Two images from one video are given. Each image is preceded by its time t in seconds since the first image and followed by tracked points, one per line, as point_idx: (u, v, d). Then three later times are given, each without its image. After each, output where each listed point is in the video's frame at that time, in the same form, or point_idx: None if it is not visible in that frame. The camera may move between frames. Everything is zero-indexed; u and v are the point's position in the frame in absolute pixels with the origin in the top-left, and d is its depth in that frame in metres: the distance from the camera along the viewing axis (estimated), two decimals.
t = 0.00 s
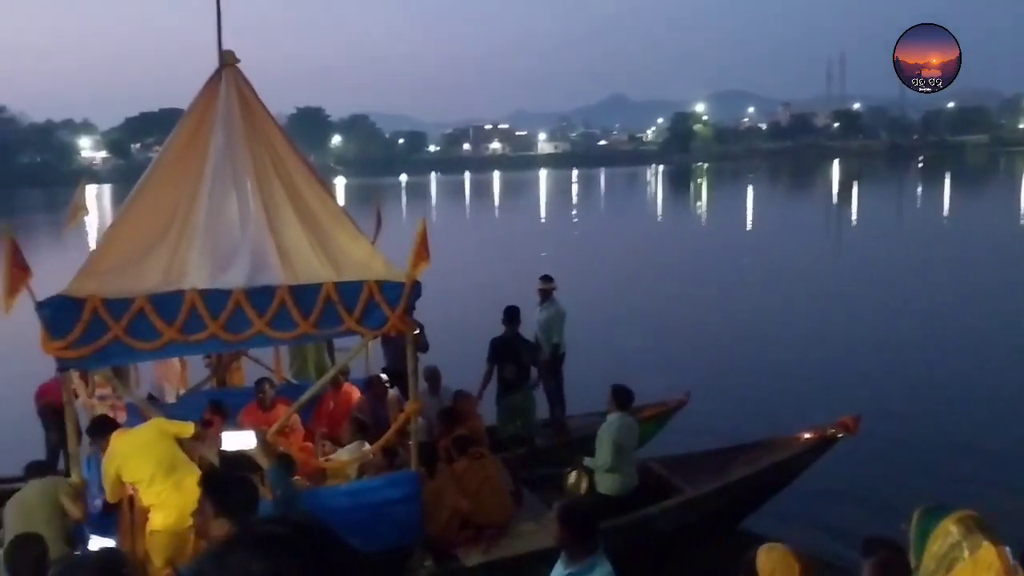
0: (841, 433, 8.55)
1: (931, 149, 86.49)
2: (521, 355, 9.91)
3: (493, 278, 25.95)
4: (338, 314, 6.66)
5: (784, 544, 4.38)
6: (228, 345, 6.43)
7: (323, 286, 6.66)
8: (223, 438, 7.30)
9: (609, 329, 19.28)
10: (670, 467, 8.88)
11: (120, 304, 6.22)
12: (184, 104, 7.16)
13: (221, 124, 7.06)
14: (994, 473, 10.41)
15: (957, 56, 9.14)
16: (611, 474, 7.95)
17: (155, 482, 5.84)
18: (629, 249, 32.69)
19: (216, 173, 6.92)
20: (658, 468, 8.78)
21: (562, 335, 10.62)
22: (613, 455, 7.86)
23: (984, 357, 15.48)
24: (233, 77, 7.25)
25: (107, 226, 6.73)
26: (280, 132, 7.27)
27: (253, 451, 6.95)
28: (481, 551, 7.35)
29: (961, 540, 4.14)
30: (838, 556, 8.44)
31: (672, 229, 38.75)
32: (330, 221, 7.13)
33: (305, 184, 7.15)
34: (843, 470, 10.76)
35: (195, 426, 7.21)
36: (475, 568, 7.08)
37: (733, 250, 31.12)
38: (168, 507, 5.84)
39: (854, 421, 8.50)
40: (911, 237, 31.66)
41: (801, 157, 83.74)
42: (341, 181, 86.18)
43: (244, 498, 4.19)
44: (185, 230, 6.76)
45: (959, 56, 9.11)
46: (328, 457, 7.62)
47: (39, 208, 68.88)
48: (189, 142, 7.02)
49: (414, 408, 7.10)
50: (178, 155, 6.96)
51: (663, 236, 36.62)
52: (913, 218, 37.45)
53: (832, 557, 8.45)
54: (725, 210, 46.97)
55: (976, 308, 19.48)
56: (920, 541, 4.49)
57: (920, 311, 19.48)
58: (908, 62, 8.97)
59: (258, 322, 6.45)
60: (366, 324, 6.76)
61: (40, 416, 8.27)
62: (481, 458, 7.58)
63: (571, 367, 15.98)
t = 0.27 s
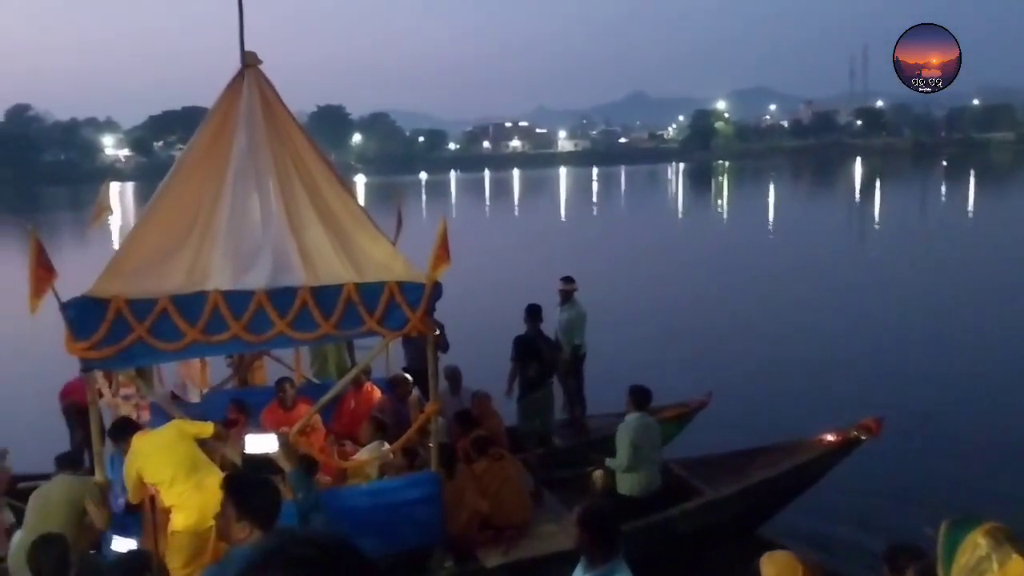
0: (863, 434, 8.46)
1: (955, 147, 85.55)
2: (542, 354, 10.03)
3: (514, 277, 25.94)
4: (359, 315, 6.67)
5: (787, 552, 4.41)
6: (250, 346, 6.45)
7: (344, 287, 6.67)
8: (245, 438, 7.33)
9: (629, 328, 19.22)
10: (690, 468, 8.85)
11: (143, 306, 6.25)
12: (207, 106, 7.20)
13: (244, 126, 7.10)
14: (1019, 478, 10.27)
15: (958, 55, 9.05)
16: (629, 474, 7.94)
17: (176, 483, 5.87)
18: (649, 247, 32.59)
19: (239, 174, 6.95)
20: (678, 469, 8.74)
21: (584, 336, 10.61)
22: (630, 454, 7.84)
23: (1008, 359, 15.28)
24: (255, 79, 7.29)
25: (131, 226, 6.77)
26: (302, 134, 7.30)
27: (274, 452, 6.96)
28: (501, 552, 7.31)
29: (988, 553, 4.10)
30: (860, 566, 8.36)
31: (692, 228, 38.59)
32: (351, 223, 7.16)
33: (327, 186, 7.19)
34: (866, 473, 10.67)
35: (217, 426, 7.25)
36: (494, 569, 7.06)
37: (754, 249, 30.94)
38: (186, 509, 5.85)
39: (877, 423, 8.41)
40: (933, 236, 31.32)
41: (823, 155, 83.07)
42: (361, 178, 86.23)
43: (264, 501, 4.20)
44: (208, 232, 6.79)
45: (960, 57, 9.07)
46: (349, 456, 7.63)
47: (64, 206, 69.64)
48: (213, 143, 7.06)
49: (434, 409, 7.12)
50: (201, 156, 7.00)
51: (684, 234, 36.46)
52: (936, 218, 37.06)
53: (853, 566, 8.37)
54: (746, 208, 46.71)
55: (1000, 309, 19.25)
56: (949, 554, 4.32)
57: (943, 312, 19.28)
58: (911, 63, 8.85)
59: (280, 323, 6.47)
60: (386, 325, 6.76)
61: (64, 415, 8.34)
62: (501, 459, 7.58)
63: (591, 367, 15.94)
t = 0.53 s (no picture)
0: (880, 439, 8.41)
1: (973, 147, 84.84)
2: (559, 349, 10.10)
3: (527, 277, 25.95)
4: (375, 317, 6.69)
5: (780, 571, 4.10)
6: (266, 347, 6.48)
7: (360, 288, 6.68)
8: (260, 439, 7.36)
9: (643, 329, 19.19)
10: (705, 472, 8.82)
11: (161, 306, 6.27)
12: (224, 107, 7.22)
13: (261, 127, 7.12)
14: None
15: (957, 56, 9.14)
16: (639, 479, 7.95)
17: (191, 482, 5.88)
18: (664, 247, 32.53)
19: (256, 174, 6.97)
20: (694, 473, 8.71)
21: (598, 337, 10.63)
22: (640, 460, 7.83)
23: None
24: (272, 80, 7.31)
25: (149, 226, 6.79)
26: (319, 134, 7.33)
27: (291, 453, 6.96)
28: (515, 554, 7.29)
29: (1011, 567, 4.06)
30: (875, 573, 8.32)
31: (707, 227, 38.52)
32: (367, 224, 7.17)
33: (344, 187, 7.21)
34: (881, 478, 10.63)
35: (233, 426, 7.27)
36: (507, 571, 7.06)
37: (769, 249, 30.83)
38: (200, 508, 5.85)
39: (894, 428, 8.36)
40: (951, 238, 31.10)
41: (838, 155, 82.61)
42: (375, 176, 86.40)
43: (279, 502, 4.21)
44: (225, 232, 6.81)
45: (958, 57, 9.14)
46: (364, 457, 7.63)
47: (83, 203, 70.20)
48: (230, 144, 7.09)
49: (450, 410, 7.13)
50: (219, 157, 7.02)
51: (699, 234, 36.38)
52: (954, 219, 36.79)
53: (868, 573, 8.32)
54: (761, 208, 46.59)
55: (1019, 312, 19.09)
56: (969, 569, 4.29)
57: (960, 314, 19.14)
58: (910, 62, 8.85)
59: (297, 323, 6.49)
60: (402, 326, 6.77)
61: (82, 414, 8.40)
62: (516, 461, 7.56)
63: (605, 368, 15.93)
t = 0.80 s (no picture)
0: (898, 437, 8.35)
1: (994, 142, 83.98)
2: (569, 343, 10.32)
3: (544, 272, 25.93)
4: (391, 312, 6.69)
5: None
6: (284, 340, 6.50)
7: (377, 283, 6.68)
8: (277, 432, 7.41)
9: (661, 325, 19.13)
10: (720, 469, 8.79)
11: (180, 299, 6.30)
12: (242, 101, 7.24)
13: (279, 121, 7.13)
14: None
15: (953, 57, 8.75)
16: (650, 476, 7.90)
17: (206, 475, 5.94)
18: (681, 242, 32.41)
19: (274, 168, 6.99)
20: (711, 470, 8.70)
21: (614, 335, 10.57)
22: (651, 457, 7.78)
23: None
24: (290, 75, 7.32)
25: (168, 220, 6.82)
26: (336, 129, 7.34)
27: (308, 447, 7.00)
28: (531, 548, 7.30)
29: None
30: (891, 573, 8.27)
31: (725, 222, 38.37)
32: (384, 219, 7.18)
33: (361, 182, 7.22)
34: (898, 477, 10.55)
35: (250, 420, 7.30)
36: (522, 567, 7.07)
37: (787, 245, 30.68)
38: (216, 500, 5.90)
39: (912, 427, 8.29)
40: (971, 234, 30.82)
41: (857, 150, 82.01)
42: (391, 170, 86.53)
43: (293, 498, 4.23)
44: (243, 226, 6.84)
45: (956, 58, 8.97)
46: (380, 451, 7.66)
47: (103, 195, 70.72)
48: (248, 138, 7.10)
49: (466, 405, 7.14)
50: (237, 151, 7.04)
51: (717, 229, 36.21)
52: (974, 215, 36.44)
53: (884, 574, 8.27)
54: (779, 203, 46.36)
55: None
56: None
57: (979, 312, 18.97)
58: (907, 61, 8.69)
59: (314, 317, 6.51)
60: (418, 321, 6.78)
61: (100, 406, 8.46)
62: (532, 456, 7.55)
63: (622, 364, 15.90)
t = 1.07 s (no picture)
0: (919, 432, 8.28)
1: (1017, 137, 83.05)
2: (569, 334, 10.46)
3: (563, 265, 25.91)
4: (411, 304, 6.69)
5: None
6: (304, 332, 6.52)
7: (396, 276, 6.69)
8: (296, 424, 7.45)
9: (680, 319, 19.08)
10: (739, 463, 8.76)
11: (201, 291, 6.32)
12: (263, 93, 7.25)
13: (300, 114, 7.15)
14: None
15: (957, 56, 9.33)
16: (666, 470, 7.84)
17: (226, 466, 5.97)
18: (701, 236, 32.31)
19: (294, 161, 7.00)
20: (729, 464, 8.68)
21: (634, 331, 10.49)
22: (665, 451, 7.72)
23: None
24: (310, 67, 7.33)
25: (189, 211, 6.84)
26: (356, 122, 7.35)
27: (326, 439, 7.02)
28: (549, 542, 7.32)
29: None
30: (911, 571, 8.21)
31: (745, 216, 38.20)
32: (403, 212, 7.19)
33: (380, 175, 7.23)
34: (919, 473, 10.51)
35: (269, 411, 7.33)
36: (541, 560, 7.08)
37: (807, 239, 30.49)
38: (236, 491, 5.94)
39: (935, 422, 8.22)
40: (994, 229, 30.51)
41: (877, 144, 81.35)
42: (410, 163, 86.74)
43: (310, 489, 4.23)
44: (264, 217, 6.86)
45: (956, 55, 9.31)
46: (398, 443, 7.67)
47: (126, 187, 71.25)
48: (268, 130, 7.12)
49: (485, 397, 7.14)
50: (258, 144, 7.05)
51: (737, 223, 36.05)
52: (997, 210, 36.05)
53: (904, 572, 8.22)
54: (800, 197, 46.10)
55: None
56: None
57: (1001, 308, 18.79)
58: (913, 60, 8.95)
59: (333, 309, 6.52)
60: (437, 314, 6.78)
61: (121, 396, 8.53)
62: (550, 449, 7.55)
63: (641, 358, 15.88)
